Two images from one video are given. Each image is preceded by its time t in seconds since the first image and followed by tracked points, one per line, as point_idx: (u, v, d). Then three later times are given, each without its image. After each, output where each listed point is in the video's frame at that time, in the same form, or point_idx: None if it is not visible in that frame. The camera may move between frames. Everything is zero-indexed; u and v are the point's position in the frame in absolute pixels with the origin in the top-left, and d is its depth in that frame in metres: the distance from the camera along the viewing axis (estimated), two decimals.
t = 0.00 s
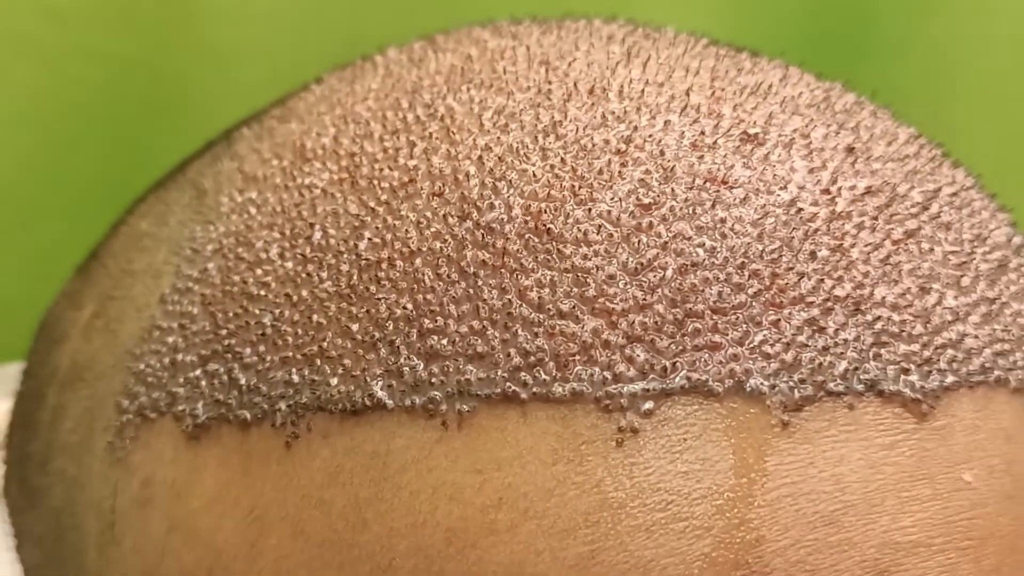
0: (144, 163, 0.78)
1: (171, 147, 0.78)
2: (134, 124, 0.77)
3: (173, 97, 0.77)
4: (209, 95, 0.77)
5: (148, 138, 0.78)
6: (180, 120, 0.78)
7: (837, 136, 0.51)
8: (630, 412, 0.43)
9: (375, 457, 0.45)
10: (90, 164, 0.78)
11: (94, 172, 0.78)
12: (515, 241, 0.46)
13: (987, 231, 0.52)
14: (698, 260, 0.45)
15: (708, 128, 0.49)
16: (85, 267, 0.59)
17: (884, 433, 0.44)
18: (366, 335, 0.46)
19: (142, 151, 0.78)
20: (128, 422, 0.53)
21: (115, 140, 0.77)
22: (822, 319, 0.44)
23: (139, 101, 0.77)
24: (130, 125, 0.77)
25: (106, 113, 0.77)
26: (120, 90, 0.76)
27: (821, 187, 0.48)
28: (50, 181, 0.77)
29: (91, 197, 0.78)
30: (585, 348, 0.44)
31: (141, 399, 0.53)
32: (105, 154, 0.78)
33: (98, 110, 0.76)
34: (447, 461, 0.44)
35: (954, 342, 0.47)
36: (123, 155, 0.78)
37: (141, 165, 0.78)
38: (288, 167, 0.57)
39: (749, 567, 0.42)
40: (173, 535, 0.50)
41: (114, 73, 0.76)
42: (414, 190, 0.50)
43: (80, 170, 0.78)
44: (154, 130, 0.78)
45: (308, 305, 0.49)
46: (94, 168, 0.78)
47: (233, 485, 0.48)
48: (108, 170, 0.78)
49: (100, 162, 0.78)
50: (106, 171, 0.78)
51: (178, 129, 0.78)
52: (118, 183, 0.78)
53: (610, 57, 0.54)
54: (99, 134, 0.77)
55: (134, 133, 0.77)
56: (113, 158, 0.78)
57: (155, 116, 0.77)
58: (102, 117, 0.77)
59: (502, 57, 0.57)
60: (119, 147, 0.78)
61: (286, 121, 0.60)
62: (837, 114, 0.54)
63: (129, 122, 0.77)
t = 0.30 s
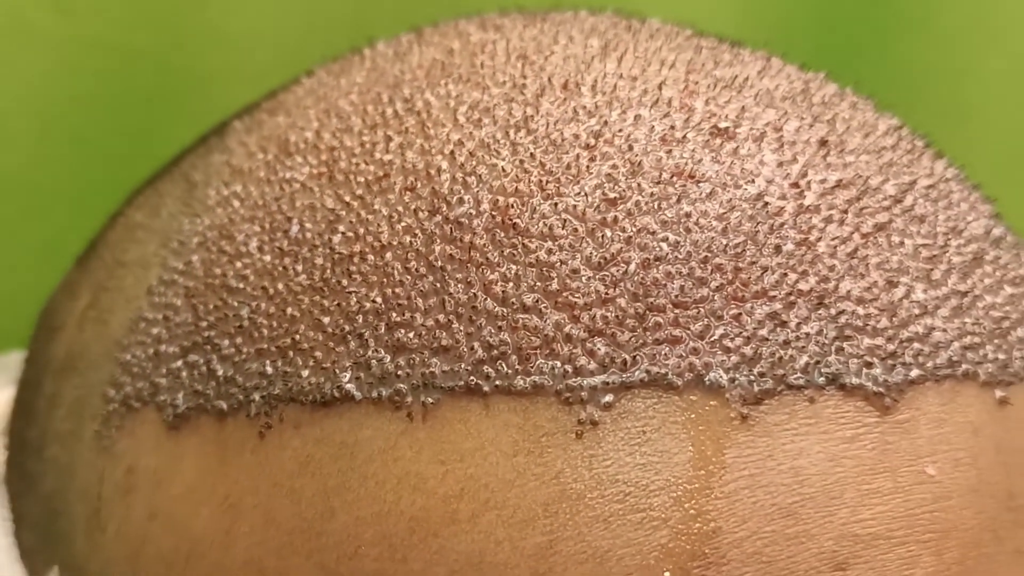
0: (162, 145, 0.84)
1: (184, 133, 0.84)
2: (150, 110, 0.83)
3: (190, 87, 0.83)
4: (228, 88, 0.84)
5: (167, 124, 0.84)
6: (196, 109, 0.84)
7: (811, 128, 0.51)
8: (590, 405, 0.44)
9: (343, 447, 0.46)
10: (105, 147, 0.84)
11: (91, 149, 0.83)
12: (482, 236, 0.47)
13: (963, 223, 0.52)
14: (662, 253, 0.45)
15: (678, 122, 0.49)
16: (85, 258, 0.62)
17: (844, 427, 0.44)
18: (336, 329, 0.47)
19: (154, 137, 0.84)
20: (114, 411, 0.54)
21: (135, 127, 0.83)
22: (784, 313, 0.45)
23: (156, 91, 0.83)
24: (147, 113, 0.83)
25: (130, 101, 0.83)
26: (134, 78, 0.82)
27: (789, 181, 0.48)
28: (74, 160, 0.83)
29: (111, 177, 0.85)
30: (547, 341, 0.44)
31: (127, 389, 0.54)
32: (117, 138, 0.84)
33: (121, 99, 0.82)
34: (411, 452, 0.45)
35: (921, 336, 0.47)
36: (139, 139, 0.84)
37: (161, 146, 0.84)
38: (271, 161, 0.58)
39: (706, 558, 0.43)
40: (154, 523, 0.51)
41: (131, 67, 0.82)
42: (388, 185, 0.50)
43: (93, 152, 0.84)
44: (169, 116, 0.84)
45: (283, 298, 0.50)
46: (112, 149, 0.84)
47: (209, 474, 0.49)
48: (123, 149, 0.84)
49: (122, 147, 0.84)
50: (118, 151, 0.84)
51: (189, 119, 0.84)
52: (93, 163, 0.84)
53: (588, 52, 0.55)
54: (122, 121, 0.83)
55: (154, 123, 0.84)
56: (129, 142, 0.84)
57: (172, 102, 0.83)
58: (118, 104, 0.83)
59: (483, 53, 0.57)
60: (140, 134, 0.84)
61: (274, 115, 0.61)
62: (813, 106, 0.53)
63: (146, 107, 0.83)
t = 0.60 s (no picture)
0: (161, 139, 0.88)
1: (183, 126, 0.89)
2: (151, 103, 0.88)
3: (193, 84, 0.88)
4: (225, 82, 0.89)
5: (168, 120, 0.88)
6: (194, 104, 0.89)
7: (781, 122, 0.52)
8: (548, 398, 0.44)
9: (311, 438, 0.47)
10: (131, 147, 0.89)
11: (114, 146, 0.89)
12: (448, 230, 0.47)
13: (934, 217, 0.52)
14: (623, 248, 0.46)
15: (645, 117, 0.50)
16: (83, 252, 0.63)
17: (802, 420, 0.45)
18: (306, 322, 0.48)
19: (154, 131, 0.89)
20: (101, 401, 0.56)
21: (137, 120, 0.88)
22: (743, 308, 0.45)
23: (158, 85, 0.87)
24: (149, 106, 0.88)
25: (133, 94, 0.87)
26: (134, 72, 0.86)
27: (754, 175, 0.49)
28: (77, 152, 0.88)
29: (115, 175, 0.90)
30: (506, 334, 0.45)
31: (112, 379, 0.56)
32: (135, 136, 0.89)
33: (125, 92, 0.87)
34: (375, 444, 0.45)
35: (884, 329, 0.47)
36: (154, 138, 0.89)
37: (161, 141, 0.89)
38: (255, 157, 0.58)
39: (660, 549, 0.43)
40: (134, 512, 0.52)
41: (137, 62, 0.86)
42: (361, 180, 0.51)
43: (120, 149, 0.89)
44: (169, 112, 0.88)
45: (257, 292, 0.50)
46: (137, 146, 0.89)
47: (185, 464, 0.50)
48: (144, 148, 0.89)
49: (129, 141, 0.89)
50: (138, 150, 0.89)
51: (190, 112, 0.89)
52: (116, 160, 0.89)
53: (563, 46, 0.55)
54: (125, 114, 0.88)
55: (155, 117, 0.88)
56: (152, 142, 0.89)
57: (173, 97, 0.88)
58: (122, 97, 0.87)
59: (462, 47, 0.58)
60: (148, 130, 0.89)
61: (261, 109, 0.62)
62: (787, 100, 0.54)
63: (147, 101, 0.88)
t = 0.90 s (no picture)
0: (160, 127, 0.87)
1: (187, 115, 0.88)
2: (155, 97, 0.87)
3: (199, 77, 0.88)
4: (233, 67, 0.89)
5: (172, 111, 0.88)
6: (199, 91, 0.88)
7: (747, 117, 0.52)
8: (503, 392, 0.45)
9: (276, 430, 0.47)
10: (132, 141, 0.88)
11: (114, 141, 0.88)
12: (410, 225, 0.48)
13: (901, 211, 0.52)
14: (581, 243, 0.46)
15: (609, 112, 0.50)
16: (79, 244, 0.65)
17: (755, 414, 0.45)
18: (273, 315, 0.49)
19: (159, 121, 0.88)
20: (84, 390, 0.57)
21: (140, 113, 0.88)
22: (698, 303, 0.45)
23: (164, 76, 0.87)
24: (154, 95, 0.88)
25: (136, 86, 0.87)
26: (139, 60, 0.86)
27: (716, 170, 0.49)
28: (79, 145, 0.87)
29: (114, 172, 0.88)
30: (463, 329, 0.45)
31: (95, 370, 0.57)
32: (138, 130, 0.88)
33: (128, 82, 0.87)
34: (337, 436, 0.46)
35: (842, 324, 0.47)
36: (156, 133, 0.88)
37: (165, 130, 0.88)
38: (237, 150, 0.59)
39: (611, 542, 0.44)
40: (112, 501, 0.53)
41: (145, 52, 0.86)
42: (330, 174, 0.51)
43: (121, 145, 0.88)
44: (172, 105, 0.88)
45: (229, 285, 0.51)
46: (137, 141, 0.88)
47: (158, 453, 0.51)
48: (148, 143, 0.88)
49: (130, 135, 0.88)
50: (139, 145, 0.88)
51: (195, 99, 0.88)
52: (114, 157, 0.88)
53: (535, 39, 0.55)
54: (128, 105, 0.87)
55: (158, 109, 0.88)
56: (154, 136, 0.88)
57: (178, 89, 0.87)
58: (126, 90, 0.87)
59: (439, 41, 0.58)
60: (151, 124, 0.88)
61: (247, 103, 0.63)
62: (755, 94, 0.54)
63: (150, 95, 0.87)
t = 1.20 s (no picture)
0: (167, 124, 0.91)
1: (179, 111, 0.92)
2: (154, 93, 0.92)
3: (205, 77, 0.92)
4: (236, 60, 0.92)
5: (172, 109, 0.92)
6: (202, 89, 0.92)
7: (712, 113, 0.52)
8: (456, 386, 0.45)
9: (238, 422, 0.48)
10: (132, 136, 0.92)
11: (115, 136, 0.92)
12: (370, 221, 0.48)
13: (866, 206, 0.52)
14: (536, 239, 0.46)
15: (571, 108, 0.50)
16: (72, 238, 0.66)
17: (708, 409, 0.45)
18: (237, 309, 0.49)
19: (158, 113, 0.92)
20: (63, 382, 0.58)
21: (138, 109, 0.92)
22: (651, 299, 0.46)
23: (164, 74, 0.91)
24: (152, 89, 0.91)
25: (137, 85, 0.91)
26: (140, 57, 0.90)
27: (676, 166, 0.49)
28: (82, 142, 0.91)
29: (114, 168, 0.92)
30: (418, 324, 0.46)
31: (73, 361, 0.57)
32: (138, 125, 0.92)
33: (131, 82, 0.91)
34: (295, 429, 0.46)
35: (799, 320, 0.47)
36: (154, 129, 0.92)
37: (163, 125, 0.92)
38: (212, 143, 0.60)
39: (561, 535, 0.44)
40: (86, 490, 0.53)
41: (144, 52, 0.90)
42: (298, 170, 0.52)
43: (122, 140, 0.92)
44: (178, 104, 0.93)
45: (200, 279, 0.52)
46: (136, 136, 0.92)
47: (131, 445, 0.51)
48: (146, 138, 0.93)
49: (129, 130, 0.92)
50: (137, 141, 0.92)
51: (193, 96, 0.92)
52: (113, 152, 0.92)
53: (506, 36, 0.56)
54: (128, 102, 0.91)
55: (156, 105, 0.92)
56: (151, 131, 0.93)
57: (184, 88, 0.92)
58: (126, 87, 0.91)
59: (413, 36, 0.59)
60: (149, 120, 0.92)
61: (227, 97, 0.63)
62: (723, 90, 0.54)
63: (148, 91, 0.91)
